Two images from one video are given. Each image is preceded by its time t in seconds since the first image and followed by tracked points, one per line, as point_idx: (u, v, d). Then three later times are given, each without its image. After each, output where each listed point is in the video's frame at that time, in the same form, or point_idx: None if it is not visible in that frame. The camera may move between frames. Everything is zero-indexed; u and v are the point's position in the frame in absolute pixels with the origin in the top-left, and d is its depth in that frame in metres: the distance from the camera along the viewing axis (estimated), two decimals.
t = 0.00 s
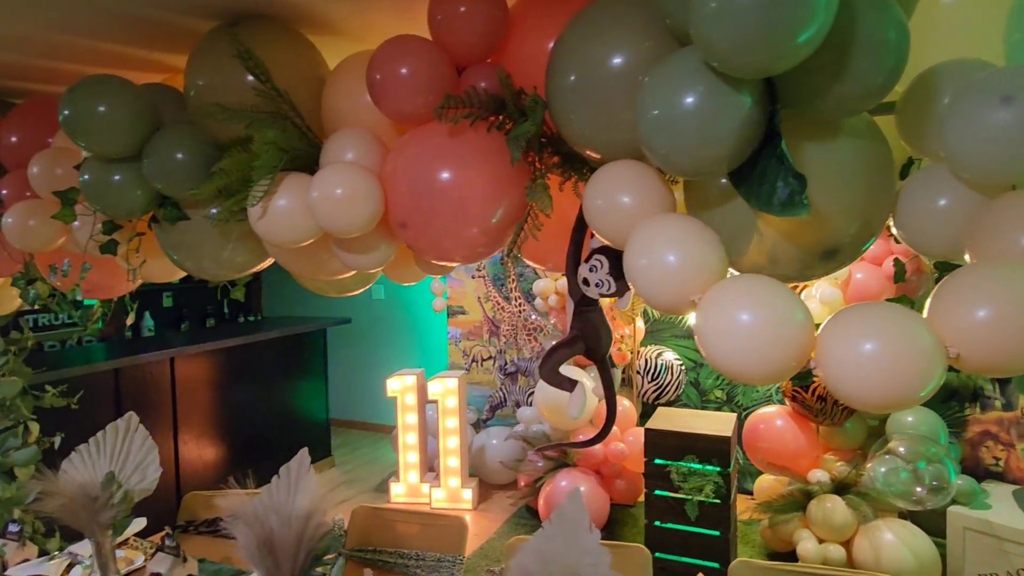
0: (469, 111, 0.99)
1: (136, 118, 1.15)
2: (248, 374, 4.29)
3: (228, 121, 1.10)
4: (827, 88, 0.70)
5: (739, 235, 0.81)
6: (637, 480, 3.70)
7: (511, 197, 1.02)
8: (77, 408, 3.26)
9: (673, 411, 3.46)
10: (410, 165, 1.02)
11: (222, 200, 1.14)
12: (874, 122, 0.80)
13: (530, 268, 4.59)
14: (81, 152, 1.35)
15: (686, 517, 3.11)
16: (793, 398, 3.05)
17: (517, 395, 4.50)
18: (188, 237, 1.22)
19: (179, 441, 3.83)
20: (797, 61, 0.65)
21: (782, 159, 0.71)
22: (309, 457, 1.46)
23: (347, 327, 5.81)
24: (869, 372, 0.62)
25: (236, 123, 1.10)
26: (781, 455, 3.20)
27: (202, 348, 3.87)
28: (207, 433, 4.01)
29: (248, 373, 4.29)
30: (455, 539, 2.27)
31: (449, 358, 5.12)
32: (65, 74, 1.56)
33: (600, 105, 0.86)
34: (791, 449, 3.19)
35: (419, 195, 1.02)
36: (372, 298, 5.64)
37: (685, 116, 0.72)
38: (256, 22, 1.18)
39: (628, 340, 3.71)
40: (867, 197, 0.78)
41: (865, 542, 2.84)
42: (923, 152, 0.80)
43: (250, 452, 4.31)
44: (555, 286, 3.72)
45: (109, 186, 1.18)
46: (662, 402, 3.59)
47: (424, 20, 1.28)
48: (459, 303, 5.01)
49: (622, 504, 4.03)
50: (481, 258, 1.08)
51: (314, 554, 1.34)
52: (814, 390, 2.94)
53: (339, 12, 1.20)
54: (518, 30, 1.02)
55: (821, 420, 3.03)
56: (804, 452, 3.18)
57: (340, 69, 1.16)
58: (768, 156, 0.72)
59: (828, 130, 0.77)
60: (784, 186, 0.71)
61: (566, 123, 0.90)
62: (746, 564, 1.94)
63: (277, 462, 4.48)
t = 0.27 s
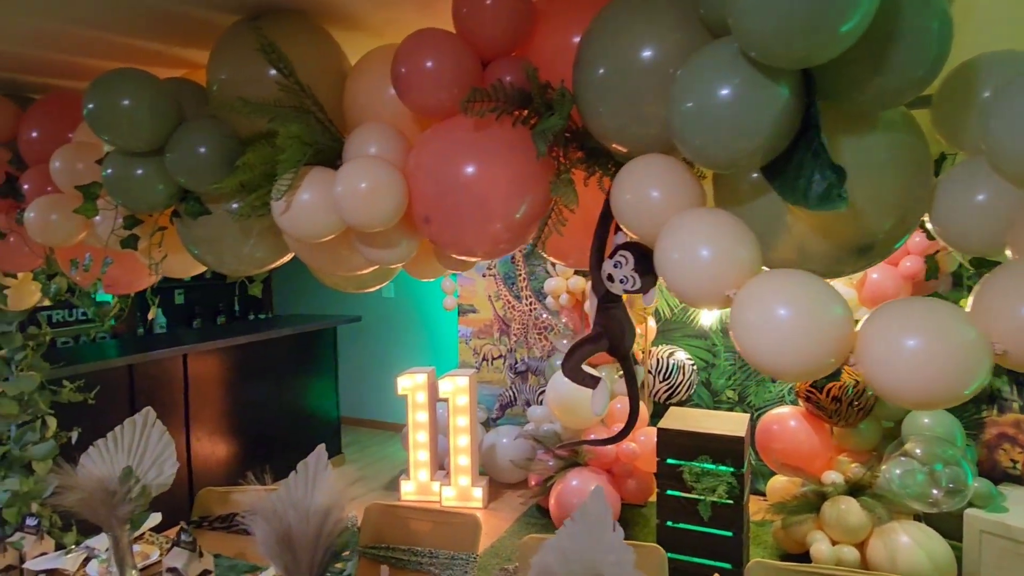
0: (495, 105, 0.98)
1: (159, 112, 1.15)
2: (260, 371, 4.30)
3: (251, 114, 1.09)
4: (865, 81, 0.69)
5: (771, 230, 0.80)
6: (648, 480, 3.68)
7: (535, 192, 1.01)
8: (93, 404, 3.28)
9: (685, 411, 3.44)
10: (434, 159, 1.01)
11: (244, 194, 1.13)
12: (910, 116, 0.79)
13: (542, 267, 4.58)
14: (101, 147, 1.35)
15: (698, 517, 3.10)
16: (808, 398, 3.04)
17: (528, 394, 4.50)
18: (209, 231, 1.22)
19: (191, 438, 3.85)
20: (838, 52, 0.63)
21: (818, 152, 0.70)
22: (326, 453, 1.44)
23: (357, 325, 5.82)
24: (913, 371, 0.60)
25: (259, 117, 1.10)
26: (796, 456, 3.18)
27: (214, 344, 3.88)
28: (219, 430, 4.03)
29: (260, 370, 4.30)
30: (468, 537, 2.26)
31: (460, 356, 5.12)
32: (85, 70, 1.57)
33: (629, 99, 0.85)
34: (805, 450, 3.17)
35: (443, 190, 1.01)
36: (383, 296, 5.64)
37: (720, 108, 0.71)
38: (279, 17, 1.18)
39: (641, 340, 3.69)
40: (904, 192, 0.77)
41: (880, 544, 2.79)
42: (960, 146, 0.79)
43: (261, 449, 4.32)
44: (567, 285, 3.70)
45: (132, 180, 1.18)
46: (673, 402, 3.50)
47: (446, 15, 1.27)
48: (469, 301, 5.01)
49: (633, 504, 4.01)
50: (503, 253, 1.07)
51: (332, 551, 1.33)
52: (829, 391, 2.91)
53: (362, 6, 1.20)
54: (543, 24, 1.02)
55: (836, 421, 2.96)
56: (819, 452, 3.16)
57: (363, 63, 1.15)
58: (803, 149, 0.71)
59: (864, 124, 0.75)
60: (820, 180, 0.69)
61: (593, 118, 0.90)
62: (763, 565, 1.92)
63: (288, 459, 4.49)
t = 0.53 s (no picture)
0: (519, 103, 0.96)
1: (175, 109, 1.14)
2: (266, 371, 4.29)
3: (269, 112, 1.08)
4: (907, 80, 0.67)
5: (806, 232, 0.78)
6: (656, 484, 3.65)
7: (558, 192, 1.00)
8: (102, 403, 3.27)
9: (694, 415, 3.42)
10: (456, 158, 1.00)
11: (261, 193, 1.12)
12: (950, 115, 0.77)
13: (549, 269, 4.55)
14: (115, 145, 1.34)
15: (707, 522, 3.07)
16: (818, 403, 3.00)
17: (534, 397, 4.48)
18: (224, 230, 1.20)
19: (197, 438, 3.84)
20: (883, 49, 0.62)
21: (859, 152, 0.68)
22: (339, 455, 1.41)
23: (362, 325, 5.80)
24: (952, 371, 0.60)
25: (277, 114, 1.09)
26: (805, 462, 3.14)
27: (221, 345, 3.87)
28: (225, 430, 4.02)
29: (266, 370, 4.29)
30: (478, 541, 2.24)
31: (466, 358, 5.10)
32: (98, 68, 1.55)
33: (659, 97, 0.84)
34: (815, 455, 3.12)
35: (465, 189, 0.99)
36: (389, 297, 5.63)
37: (758, 106, 0.69)
38: (297, 13, 1.16)
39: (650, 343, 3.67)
40: (944, 193, 0.75)
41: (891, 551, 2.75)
42: (1001, 147, 0.77)
43: (266, 450, 4.31)
44: (575, 287, 3.68)
45: (147, 178, 1.17)
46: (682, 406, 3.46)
47: (465, 13, 1.26)
48: (476, 303, 4.99)
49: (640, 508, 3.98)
50: (524, 254, 1.05)
51: (346, 554, 1.30)
52: (840, 395, 2.88)
53: (381, 3, 1.18)
54: (568, 22, 1.00)
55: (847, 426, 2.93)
56: (828, 457, 3.12)
57: (382, 60, 1.14)
58: (843, 148, 0.69)
59: (903, 124, 0.73)
60: (861, 180, 0.67)
61: (621, 116, 0.88)
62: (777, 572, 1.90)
63: (294, 460, 4.48)
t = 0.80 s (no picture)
0: (539, 102, 0.92)
1: (179, 106, 1.10)
2: (264, 374, 4.24)
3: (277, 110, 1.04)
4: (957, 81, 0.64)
5: (843, 238, 0.74)
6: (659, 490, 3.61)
7: (578, 195, 0.96)
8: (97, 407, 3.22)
9: (698, 421, 3.38)
10: (471, 158, 0.96)
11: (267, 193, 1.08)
12: (997, 117, 0.73)
13: (550, 272, 4.52)
14: (116, 143, 1.30)
15: (711, 529, 3.03)
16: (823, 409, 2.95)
17: (534, 401, 4.44)
18: (228, 231, 1.17)
19: (193, 441, 3.79)
20: (937, 46, 0.58)
21: (906, 154, 0.64)
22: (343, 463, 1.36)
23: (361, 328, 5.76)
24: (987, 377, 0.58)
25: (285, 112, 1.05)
26: (810, 469, 3.09)
27: (218, 347, 3.82)
28: (222, 433, 3.97)
29: (264, 373, 4.24)
30: (482, 550, 2.19)
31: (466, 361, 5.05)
32: (97, 64, 1.52)
33: (688, 97, 0.80)
34: (819, 462, 3.07)
35: (480, 191, 0.95)
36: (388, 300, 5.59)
37: (800, 105, 0.65)
38: (306, 8, 1.12)
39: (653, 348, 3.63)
40: (989, 199, 0.71)
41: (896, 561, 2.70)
42: None
43: (264, 453, 4.26)
44: (577, 291, 3.64)
45: (150, 177, 1.13)
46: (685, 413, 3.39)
47: (478, 10, 1.22)
48: (476, 306, 4.95)
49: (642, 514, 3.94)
50: (541, 259, 1.01)
51: (351, 567, 1.24)
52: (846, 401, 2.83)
53: None
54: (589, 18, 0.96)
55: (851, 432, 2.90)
56: (832, 465, 3.06)
57: (394, 57, 1.10)
58: (888, 151, 0.65)
59: (948, 127, 0.70)
60: (909, 185, 0.64)
61: (647, 116, 0.84)
62: None
63: (291, 464, 4.43)
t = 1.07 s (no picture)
0: (547, 97, 0.87)
1: (162, 98, 1.03)
2: (250, 378, 4.15)
3: (267, 104, 0.98)
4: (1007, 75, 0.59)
5: (876, 244, 0.70)
6: (652, 498, 3.56)
7: (587, 196, 0.91)
8: (76, 412, 3.12)
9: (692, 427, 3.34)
10: (474, 156, 0.90)
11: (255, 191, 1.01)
12: None
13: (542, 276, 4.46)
14: (94, 139, 1.23)
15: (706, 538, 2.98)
16: (818, 416, 2.90)
17: (525, 407, 4.38)
18: (213, 232, 1.10)
19: (177, 447, 3.70)
20: (994, 35, 0.53)
21: (951, 154, 0.60)
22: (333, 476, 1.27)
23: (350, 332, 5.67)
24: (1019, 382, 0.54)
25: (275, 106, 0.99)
26: (805, 477, 3.04)
27: (203, 351, 3.73)
28: (206, 439, 3.87)
29: (250, 378, 4.15)
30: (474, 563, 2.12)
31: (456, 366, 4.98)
32: (76, 56, 1.44)
33: (710, 92, 0.75)
34: (814, 470, 3.03)
35: (484, 191, 0.90)
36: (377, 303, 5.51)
37: (838, 100, 0.60)
38: None
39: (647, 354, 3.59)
40: None
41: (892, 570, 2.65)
42: None
43: (249, 460, 4.16)
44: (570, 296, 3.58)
45: (129, 174, 1.06)
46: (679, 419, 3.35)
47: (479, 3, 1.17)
48: (467, 310, 4.88)
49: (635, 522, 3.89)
50: (547, 264, 0.96)
51: None
52: (842, 408, 2.78)
53: None
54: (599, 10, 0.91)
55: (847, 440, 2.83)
56: (828, 473, 3.01)
57: (391, 50, 1.04)
58: (931, 150, 0.61)
59: (990, 126, 0.65)
60: (955, 187, 0.59)
61: (664, 113, 0.79)
62: None
63: (277, 470, 4.33)
